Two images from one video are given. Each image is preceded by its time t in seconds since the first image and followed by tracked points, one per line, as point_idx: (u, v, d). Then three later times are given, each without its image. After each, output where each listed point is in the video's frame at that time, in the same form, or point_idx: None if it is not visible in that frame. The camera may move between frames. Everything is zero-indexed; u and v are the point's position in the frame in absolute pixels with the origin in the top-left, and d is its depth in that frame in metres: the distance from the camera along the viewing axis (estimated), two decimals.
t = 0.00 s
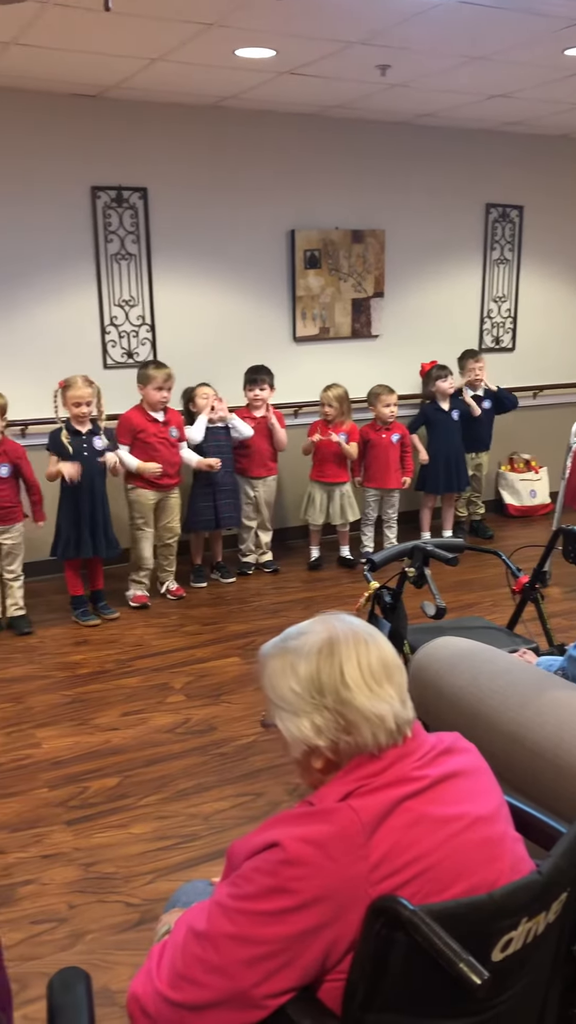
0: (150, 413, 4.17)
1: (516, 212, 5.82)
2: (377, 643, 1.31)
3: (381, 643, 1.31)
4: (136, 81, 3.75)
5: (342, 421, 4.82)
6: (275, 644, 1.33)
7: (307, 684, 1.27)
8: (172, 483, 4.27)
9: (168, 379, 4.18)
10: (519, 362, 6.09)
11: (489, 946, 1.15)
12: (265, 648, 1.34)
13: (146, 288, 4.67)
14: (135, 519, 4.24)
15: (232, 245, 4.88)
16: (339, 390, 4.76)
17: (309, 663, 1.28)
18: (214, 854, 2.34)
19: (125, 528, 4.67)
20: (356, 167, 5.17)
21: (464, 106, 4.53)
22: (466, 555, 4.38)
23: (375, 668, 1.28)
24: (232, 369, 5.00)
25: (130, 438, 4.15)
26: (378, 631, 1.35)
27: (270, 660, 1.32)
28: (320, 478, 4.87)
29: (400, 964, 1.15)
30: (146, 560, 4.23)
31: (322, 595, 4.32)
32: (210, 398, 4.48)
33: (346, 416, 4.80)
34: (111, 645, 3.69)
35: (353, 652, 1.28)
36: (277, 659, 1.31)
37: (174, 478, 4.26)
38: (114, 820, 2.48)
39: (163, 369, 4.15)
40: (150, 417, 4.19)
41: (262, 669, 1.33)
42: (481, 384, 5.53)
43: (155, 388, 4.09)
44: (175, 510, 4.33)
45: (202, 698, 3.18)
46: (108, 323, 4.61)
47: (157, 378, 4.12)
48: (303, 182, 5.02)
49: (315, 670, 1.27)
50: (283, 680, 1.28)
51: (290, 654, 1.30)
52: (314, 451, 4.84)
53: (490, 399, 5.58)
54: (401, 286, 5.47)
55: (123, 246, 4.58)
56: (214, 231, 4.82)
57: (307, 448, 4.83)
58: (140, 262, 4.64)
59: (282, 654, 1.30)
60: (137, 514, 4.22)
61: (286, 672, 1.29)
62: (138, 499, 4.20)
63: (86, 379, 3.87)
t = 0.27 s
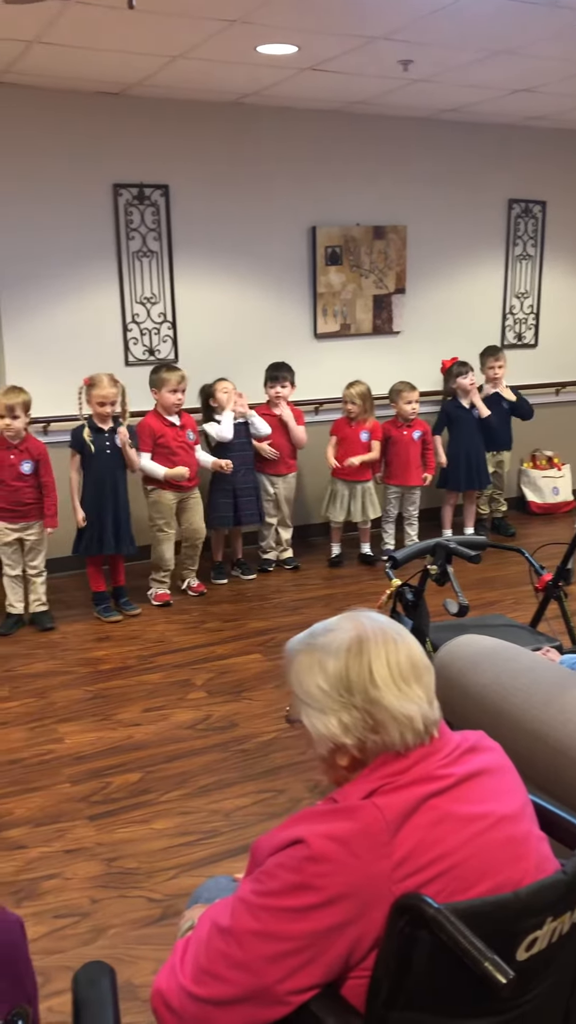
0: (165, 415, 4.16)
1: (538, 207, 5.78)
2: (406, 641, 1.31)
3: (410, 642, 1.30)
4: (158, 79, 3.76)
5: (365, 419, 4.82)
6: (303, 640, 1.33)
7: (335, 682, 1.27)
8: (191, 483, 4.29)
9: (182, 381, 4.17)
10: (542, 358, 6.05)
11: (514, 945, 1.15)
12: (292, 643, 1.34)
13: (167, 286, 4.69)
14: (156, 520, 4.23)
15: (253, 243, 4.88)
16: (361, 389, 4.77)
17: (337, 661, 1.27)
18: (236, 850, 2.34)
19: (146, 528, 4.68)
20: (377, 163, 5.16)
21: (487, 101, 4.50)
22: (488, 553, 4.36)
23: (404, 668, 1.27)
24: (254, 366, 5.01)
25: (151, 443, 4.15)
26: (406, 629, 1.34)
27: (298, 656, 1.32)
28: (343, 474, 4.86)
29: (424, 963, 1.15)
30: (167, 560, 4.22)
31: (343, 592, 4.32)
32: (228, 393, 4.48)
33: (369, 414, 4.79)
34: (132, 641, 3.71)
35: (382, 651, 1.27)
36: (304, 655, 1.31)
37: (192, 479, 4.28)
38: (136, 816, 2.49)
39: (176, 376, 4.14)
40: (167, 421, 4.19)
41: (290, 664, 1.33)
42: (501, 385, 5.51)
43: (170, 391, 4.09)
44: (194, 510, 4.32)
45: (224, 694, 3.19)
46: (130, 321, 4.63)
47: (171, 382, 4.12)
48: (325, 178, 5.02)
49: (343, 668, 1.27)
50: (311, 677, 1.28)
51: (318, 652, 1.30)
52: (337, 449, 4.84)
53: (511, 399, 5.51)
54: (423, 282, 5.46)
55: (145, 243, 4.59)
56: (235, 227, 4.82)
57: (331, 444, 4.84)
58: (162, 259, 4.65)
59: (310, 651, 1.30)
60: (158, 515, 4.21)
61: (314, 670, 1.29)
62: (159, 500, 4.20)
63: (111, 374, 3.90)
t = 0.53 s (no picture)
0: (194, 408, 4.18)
1: (567, 200, 5.72)
2: (441, 640, 1.29)
3: (445, 641, 1.29)
4: (184, 74, 3.76)
5: (393, 413, 4.80)
6: (337, 636, 1.32)
7: (369, 679, 1.26)
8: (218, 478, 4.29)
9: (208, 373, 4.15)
10: (569, 352, 5.99)
11: (545, 945, 1.14)
12: (326, 638, 1.34)
13: (193, 281, 4.69)
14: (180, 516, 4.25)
15: (279, 238, 4.87)
16: (388, 381, 4.74)
17: (371, 658, 1.27)
18: (262, 845, 2.35)
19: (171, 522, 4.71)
20: (404, 156, 5.13)
21: (515, 93, 4.45)
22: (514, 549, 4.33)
23: (438, 667, 1.26)
24: (279, 361, 5.00)
25: (178, 435, 4.14)
26: (442, 628, 1.33)
27: (331, 651, 1.31)
28: (371, 470, 4.84)
29: (453, 962, 1.14)
30: (191, 555, 4.24)
31: (368, 588, 4.31)
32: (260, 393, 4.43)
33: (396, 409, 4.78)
34: (158, 636, 3.73)
35: (416, 649, 1.26)
36: (337, 651, 1.30)
37: (218, 473, 4.27)
38: (162, 810, 2.50)
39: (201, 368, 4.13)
40: (195, 412, 4.20)
41: (323, 659, 1.32)
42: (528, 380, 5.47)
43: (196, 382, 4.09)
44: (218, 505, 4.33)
45: (249, 689, 3.20)
46: (156, 316, 4.63)
47: (197, 374, 4.11)
48: (351, 172, 5.00)
49: (377, 665, 1.26)
50: (344, 673, 1.28)
51: (352, 648, 1.29)
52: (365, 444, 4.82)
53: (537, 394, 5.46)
54: (449, 276, 5.42)
55: (171, 238, 4.60)
56: (261, 221, 4.81)
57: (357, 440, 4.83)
58: (188, 254, 4.65)
59: (343, 647, 1.30)
60: (183, 511, 4.23)
61: (347, 665, 1.28)
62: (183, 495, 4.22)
63: (138, 373, 3.90)
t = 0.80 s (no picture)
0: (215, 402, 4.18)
1: None
2: (464, 640, 1.29)
3: (467, 641, 1.29)
4: (203, 71, 3.76)
5: (412, 411, 4.78)
6: (359, 633, 1.32)
7: (391, 678, 1.26)
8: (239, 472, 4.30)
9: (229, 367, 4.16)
10: None
11: (565, 944, 1.15)
12: (348, 635, 1.34)
13: (212, 278, 4.69)
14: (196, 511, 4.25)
15: (297, 234, 4.87)
16: (407, 378, 4.74)
17: (394, 657, 1.27)
18: (279, 841, 2.35)
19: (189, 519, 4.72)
20: (423, 152, 5.11)
21: (535, 88, 4.42)
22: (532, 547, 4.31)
23: (461, 667, 1.26)
24: (297, 358, 5.00)
25: (199, 429, 4.17)
26: (464, 627, 1.32)
27: (353, 649, 1.31)
28: (393, 469, 4.83)
29: (472, 959, 1.14)
30: (208, 549, 4.25)
31: (385, 585, 4.30)
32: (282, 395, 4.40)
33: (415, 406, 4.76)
34: (176, 632, 3.74)
35: (439, 649, 1.26)
36: (359, 648, 1.30)
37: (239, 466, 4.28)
38: (180, 806, 2.52)
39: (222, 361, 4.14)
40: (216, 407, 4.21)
41: (344, 657, 1.32)
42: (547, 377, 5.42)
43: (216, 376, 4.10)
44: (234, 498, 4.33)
45: (267, 686, 3.20)
46: (175, 313, 4.64)
47: (218, 367, 4.12)
48: (369, 168, 4.98)
49: (399, 664, 1.26)
50: (366, 672, 1.28)
51: (374, 646, 1.29)
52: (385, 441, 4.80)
53: (555, 391, 5.42)
54: (468, 271, 5.39)
55: (189, 235, 4.60)
56: (279, 218, 4.81)
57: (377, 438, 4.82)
58: (206, 251, 4.66)
59: (365, 645, 1.30)
60: (199, 506, 4.24)
61: (369, 663, 1.28)
62: (200, 490, 4.23)
63: (155, 368, 3.89)
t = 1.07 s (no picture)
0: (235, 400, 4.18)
1: None
2: (484, 639, 1.29)
3: (487, 640, 1.28)
4: (226, 69, 3.77)
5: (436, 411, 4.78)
6: (379, 634, 1.32)
7: (411, 678, 1.26)
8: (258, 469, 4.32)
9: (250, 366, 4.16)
10: None
11: None
12: (368, 636, 1.34)
13: (234, 276, 4.70)
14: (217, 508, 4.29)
15: (319, 232, 4.86)
16: (430, 376, 4.74)
17: (414, 657, 1.26)
18: (298, 839, 2.36)
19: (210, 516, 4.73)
20: (446, 150, 5.08)
21: (560, 84, 4.39)
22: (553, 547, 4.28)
23: (482, 667, 1.25)
24: (319, 356, 5.00)
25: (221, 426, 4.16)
26: (484, 626, 1.32)
27: (373, 649, 1.31)
28: (418, 467, 4.83)
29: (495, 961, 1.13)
30: (227, 546, 4.26)
31: (405, 584, 4.29)
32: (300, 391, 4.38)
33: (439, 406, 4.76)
34: (196, 629, 3.75)
35: (459, 649, 1.26)
36: (379, 648, 1.30)
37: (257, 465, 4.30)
38: (200, 802, 2.53)
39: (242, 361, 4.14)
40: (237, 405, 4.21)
41: (364, 657, 1.32)
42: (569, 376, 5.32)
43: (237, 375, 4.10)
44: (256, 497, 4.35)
45: (287, 683, 3.21)
46: (197, 310, 4.65)
47: (237, 367, 4.13)
48: (393, 166, 4.97)
49: (419, 663, 1.26)
50: (386, 672, 1.28)
51: (394, 646, 1.29)
52: (411, 441, 4.78)
53: None
54: (491, 269, 5.36)
55: (212, 234, 4.61)
56: (301, 216, 4.81)
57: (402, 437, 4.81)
58: (229, 250, 4.66)
59: (385, 645, 1.29)
60: (219, 503, 4.27)
61: (389, 663, 1.28)
62: (219, 487, 4.26)
63: (176, 365, 3.94)
